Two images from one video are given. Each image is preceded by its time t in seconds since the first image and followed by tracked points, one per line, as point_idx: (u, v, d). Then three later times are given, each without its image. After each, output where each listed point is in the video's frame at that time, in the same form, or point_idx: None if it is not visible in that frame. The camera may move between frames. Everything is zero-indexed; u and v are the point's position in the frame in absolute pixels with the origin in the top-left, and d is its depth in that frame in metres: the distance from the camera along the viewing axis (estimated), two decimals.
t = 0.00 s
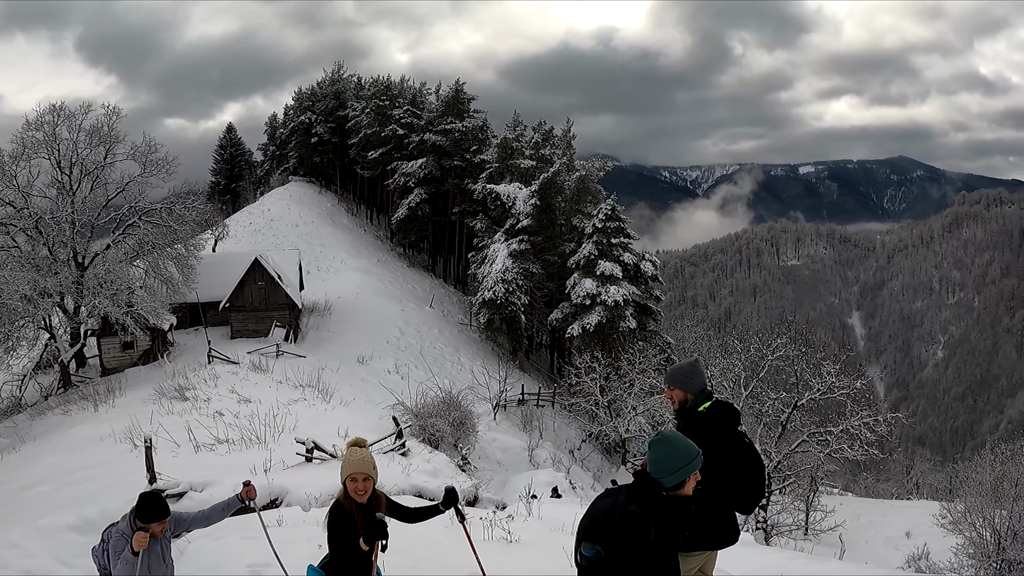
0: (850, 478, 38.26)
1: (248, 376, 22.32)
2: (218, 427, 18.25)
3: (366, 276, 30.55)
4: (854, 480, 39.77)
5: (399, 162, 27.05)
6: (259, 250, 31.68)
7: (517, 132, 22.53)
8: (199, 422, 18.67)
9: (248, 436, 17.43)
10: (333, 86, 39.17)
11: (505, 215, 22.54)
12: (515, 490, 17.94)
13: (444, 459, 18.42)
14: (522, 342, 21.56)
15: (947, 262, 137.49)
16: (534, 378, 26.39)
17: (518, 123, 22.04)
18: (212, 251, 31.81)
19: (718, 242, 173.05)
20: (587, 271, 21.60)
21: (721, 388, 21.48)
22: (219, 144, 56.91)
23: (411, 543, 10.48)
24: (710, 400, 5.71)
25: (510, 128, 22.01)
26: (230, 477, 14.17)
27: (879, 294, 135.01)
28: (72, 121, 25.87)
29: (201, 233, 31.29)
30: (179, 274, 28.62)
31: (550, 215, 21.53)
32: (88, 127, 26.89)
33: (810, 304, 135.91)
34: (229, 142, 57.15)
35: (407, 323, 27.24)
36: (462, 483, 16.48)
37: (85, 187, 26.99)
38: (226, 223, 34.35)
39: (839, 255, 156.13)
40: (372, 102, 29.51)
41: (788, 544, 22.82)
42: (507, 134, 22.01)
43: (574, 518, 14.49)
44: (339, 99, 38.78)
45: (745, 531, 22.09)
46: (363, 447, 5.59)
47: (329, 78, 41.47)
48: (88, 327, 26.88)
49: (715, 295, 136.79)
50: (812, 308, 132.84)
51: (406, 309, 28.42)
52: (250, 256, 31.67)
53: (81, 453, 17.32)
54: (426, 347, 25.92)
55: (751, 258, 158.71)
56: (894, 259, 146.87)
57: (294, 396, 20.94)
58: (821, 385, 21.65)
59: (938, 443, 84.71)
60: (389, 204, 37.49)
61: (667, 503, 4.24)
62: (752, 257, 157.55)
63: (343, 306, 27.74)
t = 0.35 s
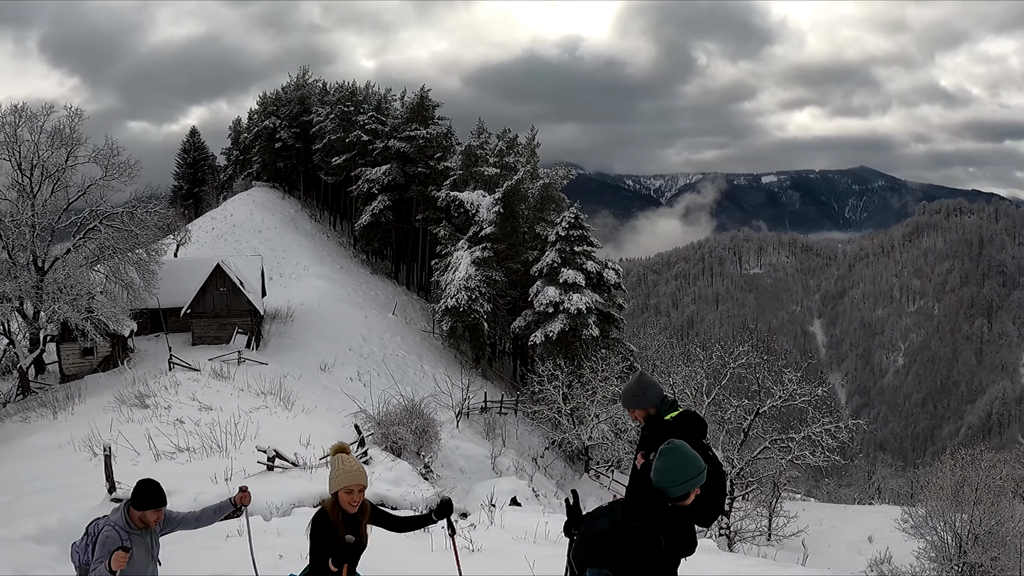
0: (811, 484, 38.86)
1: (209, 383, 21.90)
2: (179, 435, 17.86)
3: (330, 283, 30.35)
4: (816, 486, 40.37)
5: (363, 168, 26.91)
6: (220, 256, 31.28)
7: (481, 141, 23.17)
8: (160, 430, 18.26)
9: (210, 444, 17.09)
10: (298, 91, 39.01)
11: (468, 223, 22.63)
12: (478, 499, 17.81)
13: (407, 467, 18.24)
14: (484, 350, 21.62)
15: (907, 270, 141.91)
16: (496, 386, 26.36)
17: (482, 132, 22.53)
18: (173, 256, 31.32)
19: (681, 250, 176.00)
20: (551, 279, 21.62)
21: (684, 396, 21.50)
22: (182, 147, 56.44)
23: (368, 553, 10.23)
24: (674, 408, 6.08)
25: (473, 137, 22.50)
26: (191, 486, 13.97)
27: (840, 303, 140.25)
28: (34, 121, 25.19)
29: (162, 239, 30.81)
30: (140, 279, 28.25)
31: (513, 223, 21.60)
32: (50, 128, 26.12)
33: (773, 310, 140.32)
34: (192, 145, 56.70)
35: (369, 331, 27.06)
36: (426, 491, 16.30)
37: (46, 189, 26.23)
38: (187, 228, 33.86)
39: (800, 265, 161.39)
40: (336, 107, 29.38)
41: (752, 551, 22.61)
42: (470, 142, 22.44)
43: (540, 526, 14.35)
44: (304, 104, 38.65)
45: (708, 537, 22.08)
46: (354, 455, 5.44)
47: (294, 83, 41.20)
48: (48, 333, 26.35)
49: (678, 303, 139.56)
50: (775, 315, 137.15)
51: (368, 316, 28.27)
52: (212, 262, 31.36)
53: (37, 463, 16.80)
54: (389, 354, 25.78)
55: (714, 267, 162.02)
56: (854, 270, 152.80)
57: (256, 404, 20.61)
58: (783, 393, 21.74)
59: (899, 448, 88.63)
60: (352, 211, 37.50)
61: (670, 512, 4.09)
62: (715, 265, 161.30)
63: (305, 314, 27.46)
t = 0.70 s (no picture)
0: (778, 490, 39.26)
1: (176, 387, 21.58)
2: (144, 438, 17.55)
3: (298, 286, 30.13)
4: (783, 492, 40.75)
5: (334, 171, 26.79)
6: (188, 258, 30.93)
7: (451, 145, 23.14)
8: (125, 433, 17.92)
9: (175, 448, 16.83)
10: (269, 92, 38.79)
11: (438, 227, 22.66)
12: (445, 504, 17.63)
13: (374, 473, 18.05)
14: (453, 355, 21.58)
15: (874, 278, 143.67)
16: (465, 392, 26.32)
17: (453, 136, 22.59)
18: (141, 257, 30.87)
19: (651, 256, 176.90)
20: (520, 284, 21.62)
21: (652, 402, 21.58)
22: (151, 148, 55.89)
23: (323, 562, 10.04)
24: (640, 412, 5.85)
25: (444, 140, 22.51)
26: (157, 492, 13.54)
27: (807, 310, 141.36)
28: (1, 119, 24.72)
29: (131, 240, 30.40)
30: (107, 280, 27.82)
31: (482, 228, 21.74)
32: (17, 126, 25.62)
33: (741, 319, 141.18)
34: (162, 146, 56.30)
35: (337, 335, 26.90)
36: (393, 496, 16.13)
37: (13, 188, 25.67)
38: (155, 229, 33.38)
39: (770, 271, 161.56)
40: (307, 110, 29.28)
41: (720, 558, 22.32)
42: (442, 146, 22.44)
43: (506, 532, 14.29)
44: (275, 106, 38.47)
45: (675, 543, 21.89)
46: (354, 463, 5.03)
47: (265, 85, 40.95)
48: (13, 335, 25.88)
49: (647, 309, 139.75)
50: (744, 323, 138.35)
51: (337, 320, 28.10)
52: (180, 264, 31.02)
53: None
54: (357, 359, 25.63)
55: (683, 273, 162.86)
56: (822, 277, 154.90)
57: (222, 408, 20.34)
58: (750, 399, 21.84)
59: (866, 455, 89.90)
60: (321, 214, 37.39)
61: (718, 509, 4.12)
62: (685, 271, 161.86)
63: (274, 317, 27.21)
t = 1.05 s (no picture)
0: (764, 491, 39.51)
1: (161, 390, 21.45)
2: (130, 441, 17.43)
3: (284, 288, 30.05)
4: (769, 493, 41.02)
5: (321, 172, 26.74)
6: (174, 259, 30.78)
7: (438, 147, 23.13)
8: (111, 436, 17.80)
9: (161, 451, 16.72)
10: (255, 93, 38.65)
11: (424, 229, 22.65)
12: (432, 506, 17.59)
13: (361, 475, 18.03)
14: (439, 357, 21.57)
15: (860, 280, 144.50)
16: (452, 394, 26.32)
17: (439, 138, 22.55)
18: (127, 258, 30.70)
19: (637, 259, 177.48)
20: (506, 286, 21.61)
21: (639, 404, 21.62)
22: (137, 148, 55.69)
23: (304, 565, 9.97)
24: (629, 418, 5.76)
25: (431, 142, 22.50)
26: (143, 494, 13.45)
27: (794, 312, 142.44)
28: None
29: (116, 241, 30.21)
30: (93, 282, 27.65)
31: (469, 230, 21.76)
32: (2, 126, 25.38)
33: (727, 322, 141.71)
34: (148, 146, 56.14)
35: (324, 337, 26.85)
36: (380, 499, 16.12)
37: None
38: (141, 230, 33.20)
39: (756, 274, 162.63)
40: (294, 111, 29.23)
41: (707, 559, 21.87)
42: (428, 148, 22.43)
43: (492, 533, 14.32)
44: (261, 106, 38.33)
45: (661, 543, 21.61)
46: (365, 466, 4.65)
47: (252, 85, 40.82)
48: None
49: (633, 311, 140.20)
50: (731, 325, 139.12)
51: (324, 322, 28.06)
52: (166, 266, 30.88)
53: None
54: (344, 361, 25.61)
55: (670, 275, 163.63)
56: (809, 279, 155.92)
57: (209, 411, 20.25)
58: (736, 401, 21.88)
59: (852, 455, 90.78)
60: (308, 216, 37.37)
61: (734, 487, 4.04)
62: (673, 274, 162.48)
63: (261, 319, 27.11)
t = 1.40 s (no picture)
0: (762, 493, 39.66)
1: (160, 394, 21.42)
2: (129, 445, 17.40)
3: (283, 292, 30.07)
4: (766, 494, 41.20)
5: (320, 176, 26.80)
6: (174, 263, 30.80)
7: (437, 151, 23.15)
8: (110, 440, 17.78)
9: (160, 455, 16.70)
10: (254, 97, 38.71)
11: (423, 234, 22.66)
12: (432, 510, 17.55)
13: (360, 479, 18.04)
14: (439, 361, 21.58)
15: (859, 284, 144.33)
16: (451, 398, 26.32)
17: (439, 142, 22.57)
18: (126, 262, 30.69)
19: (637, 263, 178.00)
20: (505, 291, 21.61)
21: (638, 409, 21.54)
22: (137, 152, 55.80)
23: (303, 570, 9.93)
24: (626, 425, 5.72)
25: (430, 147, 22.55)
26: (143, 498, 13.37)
27: (793, 316, 143.26)
28: None
29: (115, 245, 30.21)
30: (92, 286, 27.64)
31: (468, 235, 21.77)
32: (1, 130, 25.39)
33: (727, 326, 142.55)
34: (147, 150, 56.25)
35: (323, 341, 26.85)
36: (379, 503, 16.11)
37: None
38: (141, 234, 33.25)
39: (755, 277, 164.32)
40: (293, 115, 29.25)
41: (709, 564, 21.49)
42: (428, 153, 22.48)
43: (491, 538, 14.23)
44: (260, 110, 38.34)
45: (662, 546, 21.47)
46: (404, 453, 4.42)
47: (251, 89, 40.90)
48: None
49: (633, 315, 140.60)
50: (731, 329, 139.64)
51: (323, 326, 28.08)
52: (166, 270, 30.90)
53: None
54: (343, 365, 25.60)
55: (668, 279, 163.76)
56: (808, 282, 155.99)
57: (208, 415, 20.24)
58: (736, 405, 21.80)
59: (851, 458, 90.81)
60: (307, 219, 37.48)
61: (787, 495, 4.03)
62: (672, 278, 163.07)
63: (260, 324, 27.11)
